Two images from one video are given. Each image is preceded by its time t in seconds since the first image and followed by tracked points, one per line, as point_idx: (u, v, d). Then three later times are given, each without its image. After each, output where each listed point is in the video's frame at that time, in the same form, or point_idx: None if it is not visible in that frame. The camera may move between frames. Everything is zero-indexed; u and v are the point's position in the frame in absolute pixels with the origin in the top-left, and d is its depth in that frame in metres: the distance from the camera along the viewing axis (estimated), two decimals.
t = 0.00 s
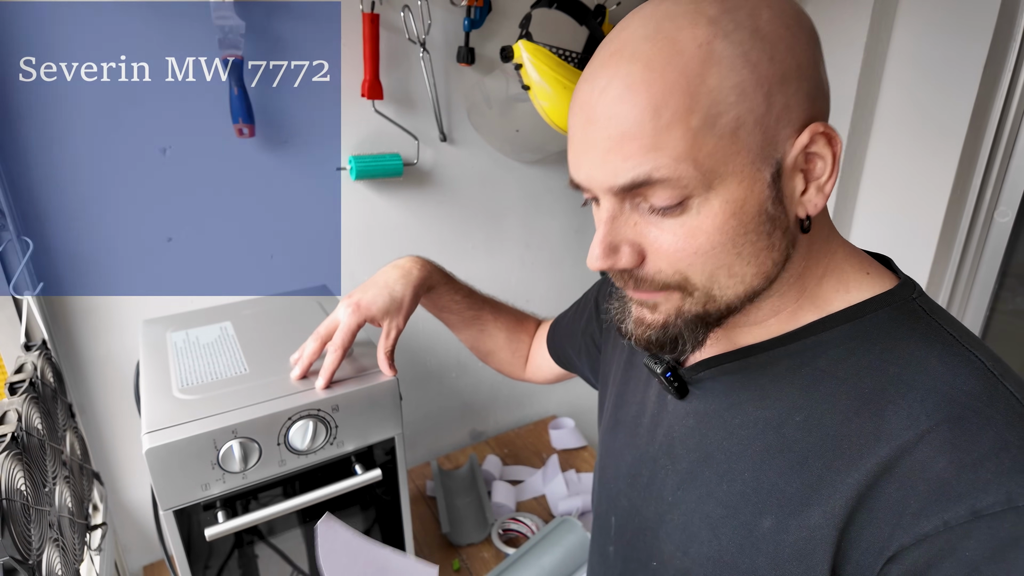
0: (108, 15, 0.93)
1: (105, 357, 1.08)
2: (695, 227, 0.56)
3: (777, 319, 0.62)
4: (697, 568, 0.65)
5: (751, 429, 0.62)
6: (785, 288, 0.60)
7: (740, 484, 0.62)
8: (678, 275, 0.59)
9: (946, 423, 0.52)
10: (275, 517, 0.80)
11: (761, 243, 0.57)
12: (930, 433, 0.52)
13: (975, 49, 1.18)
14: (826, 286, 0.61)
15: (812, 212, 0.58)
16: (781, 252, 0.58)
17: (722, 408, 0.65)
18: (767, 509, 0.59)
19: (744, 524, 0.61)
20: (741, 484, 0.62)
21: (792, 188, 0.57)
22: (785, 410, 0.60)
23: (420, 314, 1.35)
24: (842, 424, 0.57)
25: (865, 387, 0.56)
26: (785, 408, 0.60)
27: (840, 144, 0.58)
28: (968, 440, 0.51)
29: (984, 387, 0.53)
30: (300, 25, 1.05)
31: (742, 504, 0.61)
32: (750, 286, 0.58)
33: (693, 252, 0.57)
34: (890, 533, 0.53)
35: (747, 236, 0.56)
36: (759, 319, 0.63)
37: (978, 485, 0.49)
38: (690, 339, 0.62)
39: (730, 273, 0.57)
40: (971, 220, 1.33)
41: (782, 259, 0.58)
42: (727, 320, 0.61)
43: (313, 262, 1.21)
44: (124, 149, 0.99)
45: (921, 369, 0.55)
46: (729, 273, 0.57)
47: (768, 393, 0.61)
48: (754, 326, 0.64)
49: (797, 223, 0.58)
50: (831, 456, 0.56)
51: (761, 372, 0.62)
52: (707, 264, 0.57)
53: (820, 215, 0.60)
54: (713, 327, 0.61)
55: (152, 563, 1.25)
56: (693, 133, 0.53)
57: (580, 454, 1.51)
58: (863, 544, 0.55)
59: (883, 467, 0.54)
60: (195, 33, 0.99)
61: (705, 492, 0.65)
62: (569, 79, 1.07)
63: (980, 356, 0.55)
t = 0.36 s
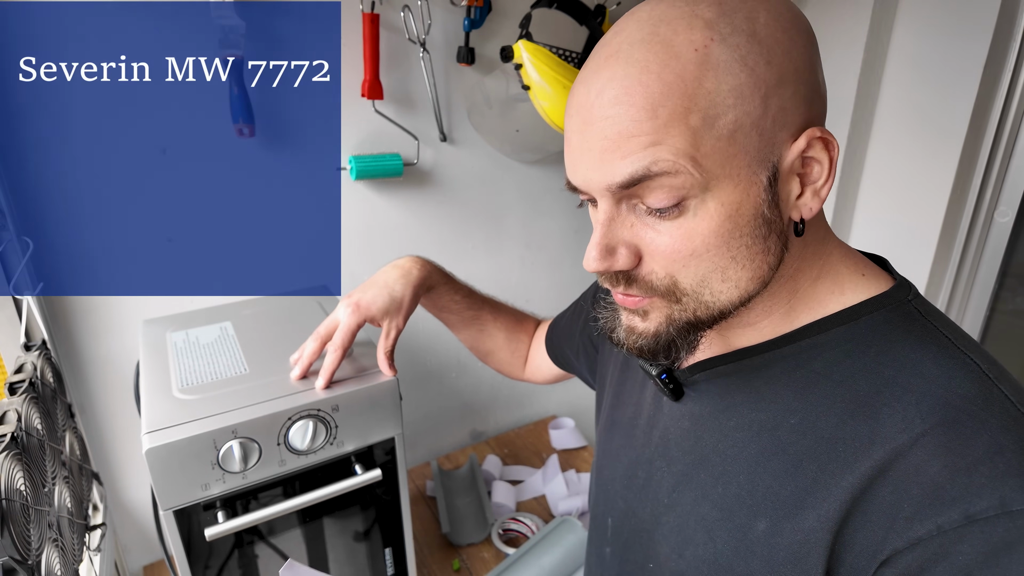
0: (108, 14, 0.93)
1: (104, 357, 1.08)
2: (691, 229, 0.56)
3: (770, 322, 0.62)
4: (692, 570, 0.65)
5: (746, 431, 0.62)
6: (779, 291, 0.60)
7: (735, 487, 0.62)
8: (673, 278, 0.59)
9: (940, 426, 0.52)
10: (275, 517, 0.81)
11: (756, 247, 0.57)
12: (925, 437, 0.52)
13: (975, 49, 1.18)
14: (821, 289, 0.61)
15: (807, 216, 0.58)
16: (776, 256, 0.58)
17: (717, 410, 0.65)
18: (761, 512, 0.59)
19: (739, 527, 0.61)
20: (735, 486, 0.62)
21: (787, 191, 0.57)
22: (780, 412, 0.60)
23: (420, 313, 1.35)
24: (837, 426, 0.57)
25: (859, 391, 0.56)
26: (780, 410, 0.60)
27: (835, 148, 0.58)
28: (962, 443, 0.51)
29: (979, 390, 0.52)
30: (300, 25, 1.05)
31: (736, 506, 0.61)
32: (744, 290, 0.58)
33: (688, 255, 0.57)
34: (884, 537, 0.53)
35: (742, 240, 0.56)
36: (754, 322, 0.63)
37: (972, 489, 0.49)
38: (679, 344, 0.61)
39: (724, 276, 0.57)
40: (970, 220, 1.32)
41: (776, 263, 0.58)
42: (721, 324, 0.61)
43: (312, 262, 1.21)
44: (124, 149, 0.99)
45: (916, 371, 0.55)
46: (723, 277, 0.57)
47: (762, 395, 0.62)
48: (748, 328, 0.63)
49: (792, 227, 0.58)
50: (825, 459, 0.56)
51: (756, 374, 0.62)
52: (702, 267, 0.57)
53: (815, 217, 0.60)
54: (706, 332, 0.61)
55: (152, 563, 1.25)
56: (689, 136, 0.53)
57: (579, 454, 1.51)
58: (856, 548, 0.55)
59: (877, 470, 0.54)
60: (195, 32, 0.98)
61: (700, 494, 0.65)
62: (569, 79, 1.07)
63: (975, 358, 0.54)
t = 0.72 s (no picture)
0: (107, 14, 0.93)
1: (104, 357, 1.08)
2: (686, 230, 0.56)
3: (768, 320, 0.62)
4: (688, 570, 0.65)
5: (742, 430, 0.62)
6: (776, 291, 0.60)
7: (731, 486, 0.61)
8: (670, 277, 0.59)
9: (936, 426, 0.52)
10: (275, 518, 0.80)
11: (753, 246, 0.57)
12: (920, 437, 0.52)
13: (976, 48, 1.18)
14: (819, 288, 0.60)
15: (804, 215, 0.58)
16: (773, 255, 0.58)
17: (714, 409, 0.65)
18: (756, 511, 0.59)
19: (734, 526, 0.61)
20: (731, 485, 0.61)
21: (784, 192, 0.57)
22: (776, 411, 0.60)
23: (419, 313, 1.35)
24: (833, 425, 0.56)
25: (855, 390, 0.56)
26: (776, 409, 0.60)
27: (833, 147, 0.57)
28: (958, 444, 0.51)
29: (975, 391, 0.52)
30: (300, 24, 1.05)
31: (732, 506, 0.61)
32: (741, 289, 0.58)
33: (684, 254, 0.57)
34: (879, 538, 0.53)
35: (738, 240, 0.56)
36: (751, 321, 0.62)
37: (967, 489, 0.49)
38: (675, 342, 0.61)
39: (720, 277, 0.57)
40: (971, 219, 1.32)
41: (773, 262, 0.58)
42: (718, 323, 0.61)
43: (312, 262, 1.20)
44: (124, 149, 0.99)
45: (912, 372, 0.54)
46: (719, 277, 0.57)
47: (758, 394, 0.61)
48: (746, 327, 0.63)
49: (789, 226, 0.58)
50: (821, 458, 0.56)
51: (753, 373, 0.62)
52: (699, 267, 0.57)
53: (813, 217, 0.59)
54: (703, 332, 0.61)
55: (152, 563, 1.24)
56: (683, 138, 0.53)
57: (579, 454, 1.51)
58: (851, 547, 0.55)
59: (872, 469, 0.53)
60: (194, 32, 0.98)
61: (696, 493, 0.64)
62: (568, 78, 1.06)
63: (971, 359, 0.54)
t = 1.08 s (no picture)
0: (107, 14, 0.93)
1: (104, 357, 1.08)
2: (691, 225, 0.56)
3: (770, 319, 0.62)
4: (687, 570, 0.65)
5: (742, 430, 0.62)
6: (779, 288, 0.60)
7: (731, 486, 0.61)
8: (675, 273, 0.59)
9: (937, 426, 0.52)
10: (275, 517, 0.80)
11: (756, 243, 0.57)
12: (922, 437, 0.52)
13: (976, 48, 1.18)
14: (821, 287, 0.61)
15: (808, 213, 0.58)
16: (776, 252, 0.58)
17: (713, 409, 0.65)
18: (756, 511, 0.59)
19: (733, 526, 0.61)
20: (731, 485, 0.61)
21: (788, 189, 0.57)
22: (777, 412, 0.60)
23: (419, 313, 1.35)
24: (834, 425, 0.56)
25: (857, 389, 0.56)
26: (777, 409, 0.60)
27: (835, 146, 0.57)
28: (959, 443, 0.51)
29: (977, 390, 0.52)
30: (300, 24, 1.05)
31: (732, 506, 0.61)
32: (745, 286, 0.58)
33: (688, 250, 0.57)
34: (879, 538, 0.53)
35: (742, 237, 0.56)
36: (753, 318, 0.63)
37: (967, 489, 0.49)
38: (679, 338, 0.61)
39: (724, 272, 0.57)
40: (971, 219, 1.32)
41: (777, 259, 0.58)
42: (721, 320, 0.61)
43: (312, 262, 1.20)
44: (124, 148, 0.99)
45: (915, 371, 0.54)
46: (723, 273, 0.57)
47: (759, 394, 0.61)
48: (748, 326, 0.63)
49: (792, 224, 0.58)
50: (822, 458, 0.56)
51: (754, 373, 0.62)
52: (703, 263, 0.57)
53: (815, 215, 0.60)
54: (706, 328, 0.61)
55: (152, 563, 1.24)
56: (688, 134, 0.53)
57: (579, 454, 1.51)
58: (851, 548, 0.55)
59: (872, 469, 0.53)
60: (194, 32, 0.98)
61: (696, 493, 0.64)
62: (568, 78, 1.06)
63: (973, 358, 0.54)
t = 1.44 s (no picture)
0: (107, 13, 0.93)
1: (104, 357, 1.08)
2: (689, 229, 0.56)
3: (772, 321, 0.62)
4: (688, 571, 0.65)
5: (744, 433, 0.62)
6: (779, 290, 0.60)
7: (733, 489, 0.61)
8: (675, 277, 0.59)
9: (939, 430, 0.52)
10: (275, 518, 0.80)
11: (757, 246, 0.57)
12: (924, 440, 0.52)
13: (976, 48, 1.18)
14: (822, 289, 0.61)
15: (808, 214, 0.58)
16: (777, 255, 0.57)
17: (715, 411, 0.65)
18: (758, 514, 0.59)
19: (735, 529, 0.61)
20: (733, 488, 0.61)
21: (787, 191, 0.57)
22: (778, 414, 0.60)
23: (420, 313, 1.35)
24: (835, 428, 0.56)
25: (858, 393, 0.56)
26: (779, 412, 0.60)
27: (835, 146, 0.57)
28: (962, 446, 0.51)
29: (979, 393, 0.52)
30: (300, 24, 1.05)
31: (734, 508, 0.61)
32: (744, 289, 0.58)
33: (688, 254, 0.57)
34: (882, 543, 0.53)
35: (742, 240, 0.56)
36: (752, 320, 0.63)
37: (970, 493, 0.49)
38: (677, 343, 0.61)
39: (724, 275, 0.57)
40: (971, 219, 1.32)
41: (777, 262, 0.58)
42: (721, 323, 0.61)
43: (312, 262, 1.20)
44: (124, 148, 0.99)
45: (916, 374, 0.54)
46: (724, 276, 0.57)
47: (760, 397, 0.61)
48: (749, 328, 0.63)
49: (792, 226, 0.58)
50: (824, 461, 0.56)
51: (755, 375, 0.62)
52: (702, 266, 0.57)
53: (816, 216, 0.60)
54: (706, 332, 0.61)
55: (152, 563, 1.24)
56: (686, 138, 0.53)
57: (580, 454, 1.51)
58: (854, 551, 0.55)
59: (874, 473, 0.53)
60: (194, 32, 0.98)
61: (697, 495, 0.64)
62: (568, 78, 1.06)
63: (975, 361, 0.54)
